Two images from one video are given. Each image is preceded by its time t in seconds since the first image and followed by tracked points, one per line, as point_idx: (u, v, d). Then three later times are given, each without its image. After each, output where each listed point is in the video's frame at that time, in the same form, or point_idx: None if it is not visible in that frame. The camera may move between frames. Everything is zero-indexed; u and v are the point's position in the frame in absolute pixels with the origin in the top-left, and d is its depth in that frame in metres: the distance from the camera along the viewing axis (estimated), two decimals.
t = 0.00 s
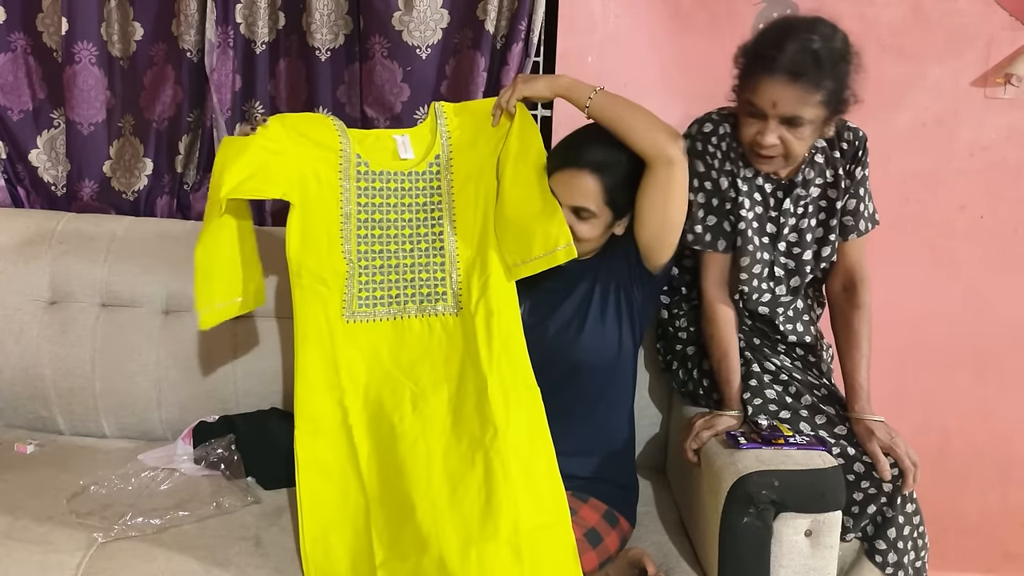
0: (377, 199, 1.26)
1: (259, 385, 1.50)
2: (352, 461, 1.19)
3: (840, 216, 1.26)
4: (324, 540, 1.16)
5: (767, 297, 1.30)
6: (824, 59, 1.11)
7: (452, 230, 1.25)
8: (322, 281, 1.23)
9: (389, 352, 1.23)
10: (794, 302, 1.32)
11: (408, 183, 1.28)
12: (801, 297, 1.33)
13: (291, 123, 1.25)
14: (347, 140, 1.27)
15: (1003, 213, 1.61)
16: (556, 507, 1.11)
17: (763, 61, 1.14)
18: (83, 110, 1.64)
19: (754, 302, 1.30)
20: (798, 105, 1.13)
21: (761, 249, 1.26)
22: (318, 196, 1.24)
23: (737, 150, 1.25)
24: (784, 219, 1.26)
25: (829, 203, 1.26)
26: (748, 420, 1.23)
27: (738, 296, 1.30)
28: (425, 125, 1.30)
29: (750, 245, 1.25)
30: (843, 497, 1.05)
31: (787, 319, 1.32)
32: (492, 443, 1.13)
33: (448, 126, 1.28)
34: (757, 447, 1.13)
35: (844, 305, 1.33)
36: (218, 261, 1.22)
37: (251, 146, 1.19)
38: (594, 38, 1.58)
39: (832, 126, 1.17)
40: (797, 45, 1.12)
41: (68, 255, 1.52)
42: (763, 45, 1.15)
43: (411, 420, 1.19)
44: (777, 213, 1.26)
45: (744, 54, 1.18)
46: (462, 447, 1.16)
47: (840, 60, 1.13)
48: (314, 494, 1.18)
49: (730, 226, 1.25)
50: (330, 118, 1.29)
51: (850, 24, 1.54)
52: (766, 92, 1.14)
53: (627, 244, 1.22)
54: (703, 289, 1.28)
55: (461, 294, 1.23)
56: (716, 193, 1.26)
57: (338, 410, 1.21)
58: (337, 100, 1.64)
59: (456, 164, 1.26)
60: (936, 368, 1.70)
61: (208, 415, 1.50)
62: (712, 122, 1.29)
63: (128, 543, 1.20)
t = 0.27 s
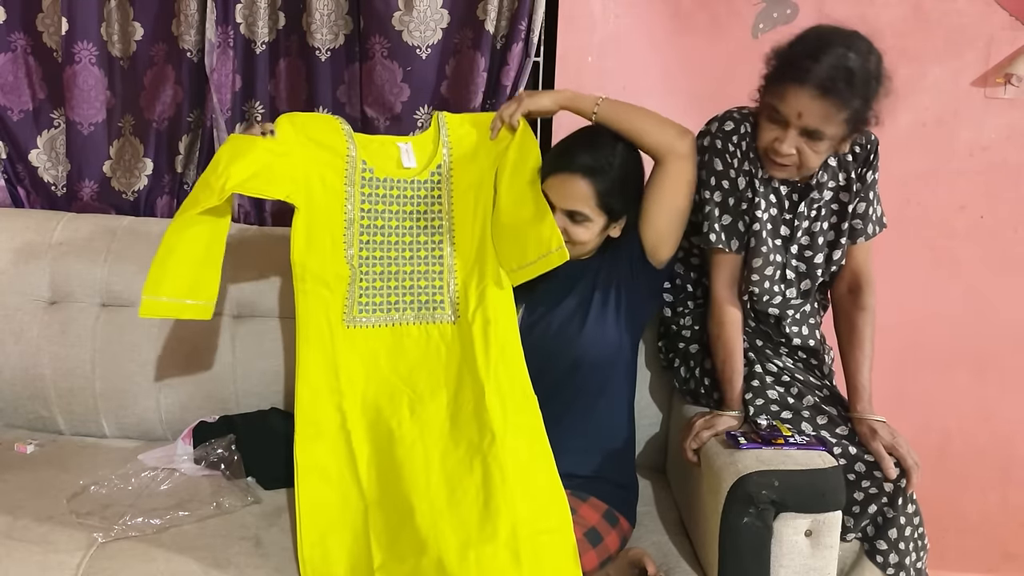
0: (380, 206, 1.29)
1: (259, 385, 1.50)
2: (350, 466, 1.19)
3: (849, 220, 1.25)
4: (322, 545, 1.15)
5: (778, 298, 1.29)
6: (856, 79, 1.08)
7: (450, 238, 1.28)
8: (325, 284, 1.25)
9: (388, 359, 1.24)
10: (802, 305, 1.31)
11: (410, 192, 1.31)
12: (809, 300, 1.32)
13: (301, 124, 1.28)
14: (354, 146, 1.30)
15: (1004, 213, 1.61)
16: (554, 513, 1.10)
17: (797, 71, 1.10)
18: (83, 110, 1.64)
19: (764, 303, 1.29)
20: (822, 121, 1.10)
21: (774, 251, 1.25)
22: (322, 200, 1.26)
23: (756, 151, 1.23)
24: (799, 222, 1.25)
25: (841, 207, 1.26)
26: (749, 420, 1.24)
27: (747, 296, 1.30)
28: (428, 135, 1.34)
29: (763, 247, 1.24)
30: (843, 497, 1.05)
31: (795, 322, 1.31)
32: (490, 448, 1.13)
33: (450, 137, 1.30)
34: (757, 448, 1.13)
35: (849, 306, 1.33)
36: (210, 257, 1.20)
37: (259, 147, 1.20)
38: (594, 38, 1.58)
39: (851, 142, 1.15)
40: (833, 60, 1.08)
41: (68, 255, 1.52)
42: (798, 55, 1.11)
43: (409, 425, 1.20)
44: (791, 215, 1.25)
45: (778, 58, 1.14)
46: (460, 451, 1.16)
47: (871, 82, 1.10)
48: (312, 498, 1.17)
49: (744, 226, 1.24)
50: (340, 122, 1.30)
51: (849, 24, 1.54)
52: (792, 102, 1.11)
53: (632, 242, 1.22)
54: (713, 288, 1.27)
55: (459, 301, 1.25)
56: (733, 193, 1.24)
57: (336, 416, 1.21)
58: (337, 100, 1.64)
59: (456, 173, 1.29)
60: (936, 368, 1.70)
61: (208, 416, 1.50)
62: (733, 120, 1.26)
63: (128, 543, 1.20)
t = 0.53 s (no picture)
0: (379, 222, 1.31)
1: (259, 385, 1.50)
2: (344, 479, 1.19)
3: (852, 221, 1.25)
4: (318, 558, 1.12)
5: (778, 298, 1.29)
6: (859, 80, 1.07)
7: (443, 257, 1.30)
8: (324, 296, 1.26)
9: (381, 376, 1.26)
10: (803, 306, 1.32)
11: (408, 211, 1.33)
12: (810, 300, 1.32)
13: (310, 135, 1.29)
14: (358, 161, 1.32)
15: (1004, 213, 1.61)
16: (555, 514, 1.09)
17: (802, 64, 1.10)
18: (83, 110, 1.64)
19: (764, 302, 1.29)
20: (818, 117, 1.10)
21: (773, 250, 1.25)
22: (323, 212, 1.27)
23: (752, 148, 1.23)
24: (797, 221, 1.24)
25: (843, 207, 1.26)
26: (749, 420, 1.24)
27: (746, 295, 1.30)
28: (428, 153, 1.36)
29: (762, 245, 1.24)
30: (842, 497, 1.05)
31: (795, 322, 1.31)
32: (483, 458, 1.14)
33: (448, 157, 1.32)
34: (757, 448, 1.13)
35: (850, 307, 1.32)
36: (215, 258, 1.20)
37: (264, 158, 1.21)
38: (594, 38, 1.58)
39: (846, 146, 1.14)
40: (839, 58, 1.08)
41: (68, 255, 1.52)
42: (805, 48, 1.11)
43: (402, 438, 1.21)
44: (791, 214, 1.25)
45: (789, 50, 1.14)
46: (453, 463, 1.17)
47: (874, 88, 1.09)
48: (307, 511, 1.15)
49: (743, 225, 1.24)
50: (344, 134, 1.31)
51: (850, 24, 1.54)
52: (792, 93, 1.10)
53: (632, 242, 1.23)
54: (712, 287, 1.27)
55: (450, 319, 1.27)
56: (729, 193, 1.24)
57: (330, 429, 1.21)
58: (337, 100, 1.64)
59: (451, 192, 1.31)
60: (936, 368, 1.70)
61: (208, 415, 1.50)
62: (731, 120, 1.26)
63: (128, 543, 1.20)
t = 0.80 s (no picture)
0: (377, 223, 1.32)
1: (259, 385, 1.50)
2: (347, 479, 1.20)
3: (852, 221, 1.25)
4: (320, 559, 1.13)
5: (777, 297, 1.29)
6: (858, 78, 1.07)
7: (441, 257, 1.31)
8: (321, 297, 1.26)
9: (381, 375, 1.26)
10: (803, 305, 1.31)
11: (405, 210, 1.33)
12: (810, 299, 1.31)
13: (305, 139, 1.28)
14: (354, 163, 1.31)
15: (1003, 213, 1.61)
16: (554, 514, 1.08)
17: (801, 60, 1.10)
18: (83, 110, 1.64)
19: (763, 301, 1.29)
20: (815, 114, 1.10)
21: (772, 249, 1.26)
22: (318, 213, 1.27)
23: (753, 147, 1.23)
24: (797, 220, 1.24)
25: (842, 207, 1.25)
26: (749, 420, 1.24)
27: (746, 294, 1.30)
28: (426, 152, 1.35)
29: (761, 243, 1.24)
30: (842, 497, 1.05)
31: (795, 322, 1.31)
32: (482, 458, 1.14)
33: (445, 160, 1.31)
34: (757, 448, 1.13)
35: (850, 307, 1.32)
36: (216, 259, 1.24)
37: (255, 164, 1.21)
38: (594, 38, 1.58)
39: (844, 143, 1.15)
40: (838, 54, 1.07)
41: (68, 255, 1.52)
42: (806, 44, 1.11)
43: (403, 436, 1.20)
44: (790, 212, 1.25)
45: (790, 46, 1.13)
46: (453, 461, 1.17)
47: (873, 87, 1.08)
48: (310, 511, 1.16)
49: (742, 224, 1.24)
50: (340, 136, 1.31)
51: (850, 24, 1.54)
52: (791, 88, 1.10)
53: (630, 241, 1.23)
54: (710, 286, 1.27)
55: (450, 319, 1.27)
56: (730, 192, 1.24)
57: (332, 428, 1.22)
58: (337, 100, 1.64)
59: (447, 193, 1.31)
60: (936, 368, 1.70)
61: (208, 415, 1.50)
62: (730, 120, 1.27)
63: (128, 543, 1.20)
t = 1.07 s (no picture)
0: (374, 223, 1.32)
1: (259, 385, 1.50)
2: (344, 478, 1.19)
3: (849, 221, 1.25)
4: (319, 557, 1.12)
5: (772, 296, 1.30)
6: (847, 70, 1.06)
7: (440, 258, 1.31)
8: (320, 296, 1.26)
9: (379, 375, 1.26)
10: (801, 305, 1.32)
11: (403, 211, 1.33)
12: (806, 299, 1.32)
13: (305, 138, 1.28)
14: (352, 163, 1.31)
15: (1003, 213, 1.61)
16: (553, 514, 1.08)
17: (792, 52, 1.10)
18: (83, 110, 1.64)
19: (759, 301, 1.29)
20: (804, 104, 1.09)
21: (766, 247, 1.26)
22: (318, 213, 1.28)
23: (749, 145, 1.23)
24: (792, 219, 1.25)
25: (837, 207, 1.25)
26: (749, 420, 1.24)
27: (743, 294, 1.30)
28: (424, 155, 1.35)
29: (756, 242, 1.25)
30: (842, 497, 1.05)
31: (792, 322, 1.31)
32: (482, 458, 1.15)
33: (444, 162, 1.32)
34: (757, 447, 1.13)
35: (850, 308, 1.32)
36: (210, 255, 1.23)
37: (254, 161, 1.21)
38: (594, 38, 1.58)
39: (836, 139, 1.13)
40: (828, 47, 1.07)
41: (68, 255, 1.52)
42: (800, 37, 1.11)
43: (401, 436, 1.21)
44: (785, 211, 1.25)
45: (782, 39, 1.13)
46: (453, 462, 1.17)
47: (864, 80, 1.07)
48: (308, 510, 1.15)
49: (738, 223, 1.25)
50: (340, 136, 1.31)
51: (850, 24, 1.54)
52: (781, 79, 1.11)
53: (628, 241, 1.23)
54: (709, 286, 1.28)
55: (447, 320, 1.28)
56: (727, 192, 1.24)
57: (330, 428, 1.22)
58: (337, 100, 1.64)
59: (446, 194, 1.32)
60: (936, 368, 1.70)
61: (208, 415, 1.50)
62: (724, 120, 1.27)
63: (128, 543, 1.20)
